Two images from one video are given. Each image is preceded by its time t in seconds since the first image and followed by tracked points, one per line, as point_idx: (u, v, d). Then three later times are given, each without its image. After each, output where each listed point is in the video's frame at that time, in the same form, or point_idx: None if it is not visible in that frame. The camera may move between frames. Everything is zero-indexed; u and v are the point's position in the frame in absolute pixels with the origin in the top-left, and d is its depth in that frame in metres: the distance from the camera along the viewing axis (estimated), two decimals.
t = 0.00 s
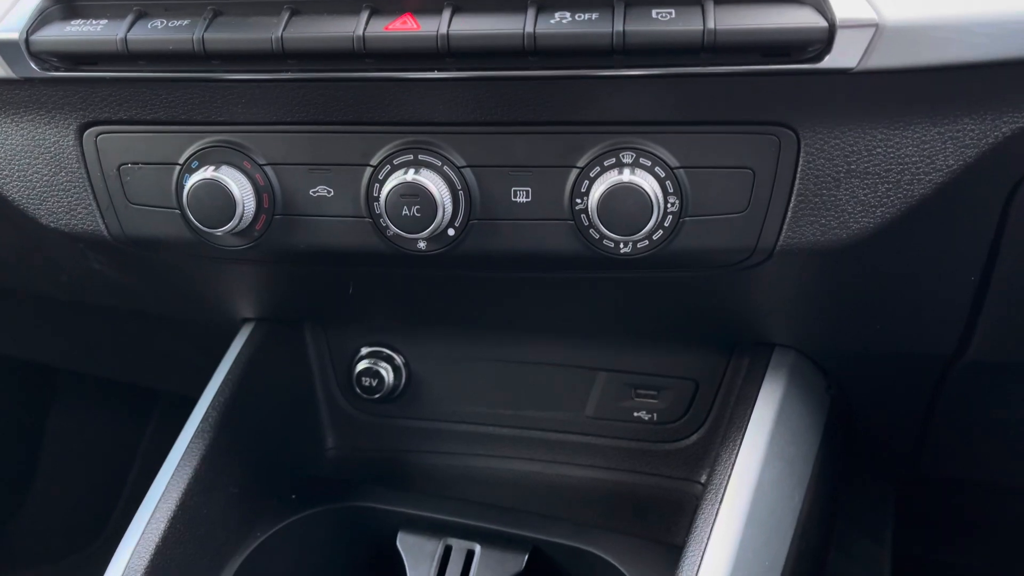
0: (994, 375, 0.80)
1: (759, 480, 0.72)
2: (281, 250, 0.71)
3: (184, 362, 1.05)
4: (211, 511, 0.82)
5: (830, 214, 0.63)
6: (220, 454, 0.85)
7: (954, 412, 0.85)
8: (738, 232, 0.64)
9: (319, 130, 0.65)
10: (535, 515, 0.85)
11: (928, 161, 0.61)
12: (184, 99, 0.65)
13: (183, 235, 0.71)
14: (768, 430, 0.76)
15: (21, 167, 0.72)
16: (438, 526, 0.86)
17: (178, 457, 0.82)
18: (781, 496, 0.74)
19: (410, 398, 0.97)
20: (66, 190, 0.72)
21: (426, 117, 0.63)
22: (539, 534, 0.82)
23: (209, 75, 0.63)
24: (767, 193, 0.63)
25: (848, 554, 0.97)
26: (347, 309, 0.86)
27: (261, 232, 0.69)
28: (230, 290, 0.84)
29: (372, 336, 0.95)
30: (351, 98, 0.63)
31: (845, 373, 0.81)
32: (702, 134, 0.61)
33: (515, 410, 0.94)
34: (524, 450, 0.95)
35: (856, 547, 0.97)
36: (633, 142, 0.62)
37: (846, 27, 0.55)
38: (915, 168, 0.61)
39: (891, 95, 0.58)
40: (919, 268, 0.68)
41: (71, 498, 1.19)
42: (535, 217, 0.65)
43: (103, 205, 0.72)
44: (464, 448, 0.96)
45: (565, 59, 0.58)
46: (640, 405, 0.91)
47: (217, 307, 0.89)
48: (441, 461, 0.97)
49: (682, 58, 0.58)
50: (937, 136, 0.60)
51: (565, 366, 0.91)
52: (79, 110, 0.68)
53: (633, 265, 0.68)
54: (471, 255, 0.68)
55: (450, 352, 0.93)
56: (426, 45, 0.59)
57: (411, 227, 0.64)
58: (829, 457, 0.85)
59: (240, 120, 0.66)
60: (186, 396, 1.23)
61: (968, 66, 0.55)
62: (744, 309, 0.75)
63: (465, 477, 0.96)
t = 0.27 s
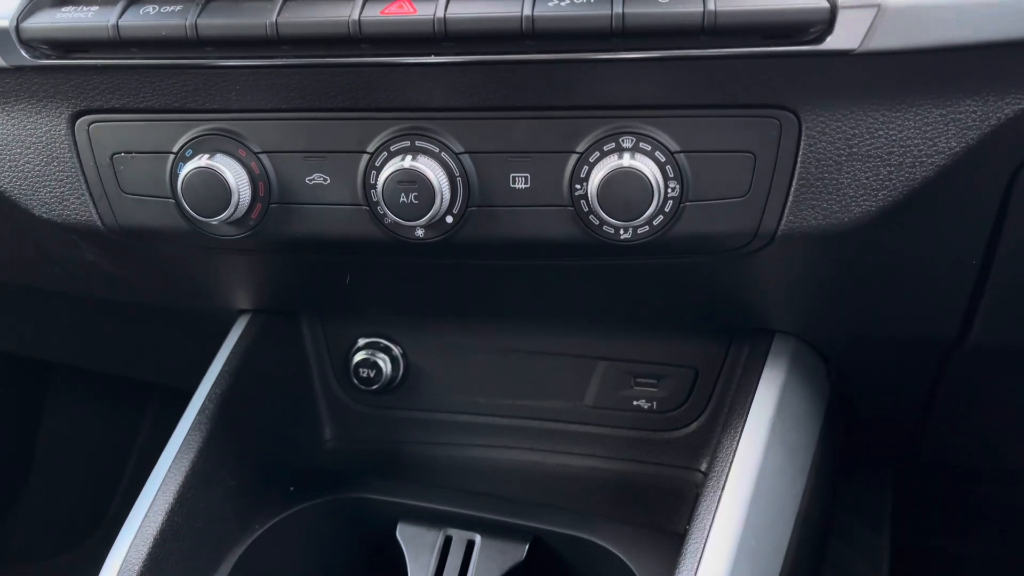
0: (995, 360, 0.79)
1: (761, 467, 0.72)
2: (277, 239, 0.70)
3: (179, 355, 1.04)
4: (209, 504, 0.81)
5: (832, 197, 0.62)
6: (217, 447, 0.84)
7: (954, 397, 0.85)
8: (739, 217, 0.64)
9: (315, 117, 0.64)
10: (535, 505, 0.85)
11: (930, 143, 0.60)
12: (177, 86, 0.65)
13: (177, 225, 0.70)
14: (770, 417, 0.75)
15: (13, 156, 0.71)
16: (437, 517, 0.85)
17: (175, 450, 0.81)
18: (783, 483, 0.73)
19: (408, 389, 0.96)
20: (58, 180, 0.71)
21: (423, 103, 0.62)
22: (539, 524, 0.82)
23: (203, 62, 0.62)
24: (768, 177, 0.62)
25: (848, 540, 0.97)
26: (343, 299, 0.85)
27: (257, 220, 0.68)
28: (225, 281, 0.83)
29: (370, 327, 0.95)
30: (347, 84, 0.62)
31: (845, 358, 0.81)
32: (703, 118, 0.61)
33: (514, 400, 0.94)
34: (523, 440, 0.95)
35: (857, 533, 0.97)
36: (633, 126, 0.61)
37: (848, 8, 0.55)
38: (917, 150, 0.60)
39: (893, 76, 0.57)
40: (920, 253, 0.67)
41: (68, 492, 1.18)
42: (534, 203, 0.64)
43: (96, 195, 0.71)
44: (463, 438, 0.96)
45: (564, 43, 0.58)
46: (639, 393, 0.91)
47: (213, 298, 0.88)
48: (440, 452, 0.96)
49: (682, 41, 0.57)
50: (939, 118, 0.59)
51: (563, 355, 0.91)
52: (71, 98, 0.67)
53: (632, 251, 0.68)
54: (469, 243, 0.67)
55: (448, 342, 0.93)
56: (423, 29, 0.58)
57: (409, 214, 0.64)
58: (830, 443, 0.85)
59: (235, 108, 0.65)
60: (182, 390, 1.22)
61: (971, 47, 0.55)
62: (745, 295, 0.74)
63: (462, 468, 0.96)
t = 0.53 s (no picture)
0: (995, 345, 0.79)
1: (762, 455, 0.72)
2: (273, 229, 0.69)
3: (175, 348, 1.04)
4: (207, 497, 0.81)
5: (833, 183, 0.62)
6: (215, 439, 0.83)
7: (953, 382, 0.85)
8: (740, 203, 0.63)
9: (311, 105, 0.64)
10: (536, 495, 0.85)
11: (932, 127, 0.60)
12: (171, 75, 0.64)
13: (173, 216, 0.70)
14: (771, 405, 0.75)
15: (5, 147, 0.70)
16: (437, 508, 0.85)
17: (173, 443, 0.81)
18: (785, 470, 0.73)
19: (407, 380, 0.96)
20: (51, 171, 0.71)
21: (420, 90, 0.62)
22: (540, 514, 0.82)
23: (197, 50, 0.62)
24: (769, 163, 0.62)
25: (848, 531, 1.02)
26: (341, 290, 0.85)
27: (253, 210, 0.68)
28: (222, 272, 0.83)
29: (367, 318, 0.94)
30: (344, 71, 0.62)
31: (845, 345, 0.80)
32: (703, 103, 0.60)
33: (513, 390, 0.94)
34: (522, 430, 0.94)
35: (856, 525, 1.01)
36: (632, 111, 0.61)
37: None
38: (919, 135, 0.60)
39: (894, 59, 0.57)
40: (922, 238, 0.67)
41: (65, 486, 1.17)
42: (533, 190, 0.64)
43: (89, 186, 0.70)
44: (462, 429, 0.95)
45: (563, 27, 0.57)
46: (639, 382, 0.91)
47: (209, 290, 0.88)
48: (439, 443, 0.96)
49: (681, 24, 0.56)
50: (940, 102, 0.59)
51: (562, 344, 0.90)
52: (64, 88, 0.66)
53: (633, 238, 0.67)
54: (468, 231, 0.67)
55: (446, 333, 0.93)
56: (421, 15, 0.57)
57: (407, 202, 0.63)
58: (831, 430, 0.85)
59: (229, 96, 0.64)
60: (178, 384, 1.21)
61: (974, 29, 0.54)
62: (745, 283, 0.74)
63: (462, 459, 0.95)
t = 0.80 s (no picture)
0: (997, 327, 0.79)
1: (764, 439, 0.71)
2: (269, 214, 0.68)
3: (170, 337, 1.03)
4: (205, 485, 0.80)
5: (836, 163, 0.61)
6: (212, 428, 0.83)
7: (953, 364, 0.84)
8: (742, 184, 0.63)
9: (306, 88, 0.63)
10: (536, 482, 0.84)
11: (935, 106, 0.59)
12: (164, 58, 0.63)
13: (167, 202, 0.69)
14: (773, 389, 0.74)
15: None
16: (437, 495, 0.84)
17: (170, 432, 0.80)
18: (787, 454, 0.73)
19: (405, 369, 0.95)
20: (44, 156, 0.69)
21: (418, 72, 0.61)
22: (541, 501, 0.81)
23: (190, 32, 0.61)
24: (772, 143, 0.61)
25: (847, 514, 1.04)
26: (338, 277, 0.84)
27: (249, 195, 0.67)
28: (218, 260, 0.82)
29: (365, 306, 0.93)
30: (340, 53, 0.61)
31: (846, 328, 0.80)
32: (704, 83, 0.60)
33: (512, 377, 0.93)
34: (521, 416, 0.94)
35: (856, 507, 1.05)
36: (633, 92, 0.60)
37: None
38: (923, 113, 0.59)
39: (897, 37, 0.56)
40: (925, 220, 0.66)
41: (60, 479, 1.17)
42: (533, 173, 0.63)
43: (82, 171, 0.69)
44: (461, 416, 0.95)
45: (563, 6, 0.57)
46: (639, 368, 0.90)
47: (206, 278, 0.87)
48: (438, 431, 0.95)
49: (681, 2, 0.56)
50: (944, 80, 0.58)
51: (561, 330, 0.90)
52: (56, 71, 0.65)
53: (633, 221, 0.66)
54: (467, 215, 0.66)
55: (444, 320, 0.92)
56: None
57: (405, 185, 0.62)
58: (832, 415, 0.84)
59: (224, 79, 0.63)
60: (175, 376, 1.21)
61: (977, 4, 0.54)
62: (746, 266, 0.73)
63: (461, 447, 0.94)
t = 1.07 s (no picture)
0: (996, 313, 0.79)
1: (765, 426, 0.71)
2: (266, 204, 0.68)
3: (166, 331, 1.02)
4: (203, 477, 0.80)
5: (837, 148, 0.61)
6: (209, 420, 0.82)
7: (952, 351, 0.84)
8: (743, 170, 0.62)
9: (303, 75, 0.62)
10: (536, 471, 0.84)
11: (936, 90, 0.59)
12: (158, 45, 0.62)
13: (163, 191, 0.68)
14: (774, 376, 0.74)
15: None
16: (436, 485, 0.84)
17: (168, 424, 0.80)
18: (787, 442, 0.73)
19: (402, 359, 0.95)
20: (37, 146, 0.69)
21: (415, 58, 0.60)
22: (541, 491, 0.81)
23: (184, 19, 0.61)
24: (772, 128, 0.61)
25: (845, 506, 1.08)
26: (335, 267, 0.83)
27: (246, 184, 0.66)
28: (214, 250, 0.81)
29: (362, 296, 0.93)
30: (337, 40, 0.60)
31: (846, 315, 0.80)
32: (704, 69, 0.59)
33: (510, 367, 0.93)
34: (520, 406, 0.93)
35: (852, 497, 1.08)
36: (633, 77, 0.60)
37: None
38: (924, 97, 0.59)
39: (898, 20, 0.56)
40: (925, 206, 0.66)
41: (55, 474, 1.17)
42: (532, 160, 0.63)
43: (77, 161, 0.69)
44: (460, 407, 0.94)
45: None
46: (638, 357, 0.90)
47: (202, 269, 0.86)
48: (436, 422, 0.95)
49: None
50: (945, 64, 0.58)
51: (560, 319, 0.89)
52: (49, 60, 0.65)
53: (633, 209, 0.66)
54: (465, 203, 0.65)
55: (442, 310, 0.92)
56: None
57: (402, 172, 0.62)
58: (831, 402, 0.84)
59: (220, 66, 0.63)
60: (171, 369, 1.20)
61: None
62: (745, 253, 0.73)
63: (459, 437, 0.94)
